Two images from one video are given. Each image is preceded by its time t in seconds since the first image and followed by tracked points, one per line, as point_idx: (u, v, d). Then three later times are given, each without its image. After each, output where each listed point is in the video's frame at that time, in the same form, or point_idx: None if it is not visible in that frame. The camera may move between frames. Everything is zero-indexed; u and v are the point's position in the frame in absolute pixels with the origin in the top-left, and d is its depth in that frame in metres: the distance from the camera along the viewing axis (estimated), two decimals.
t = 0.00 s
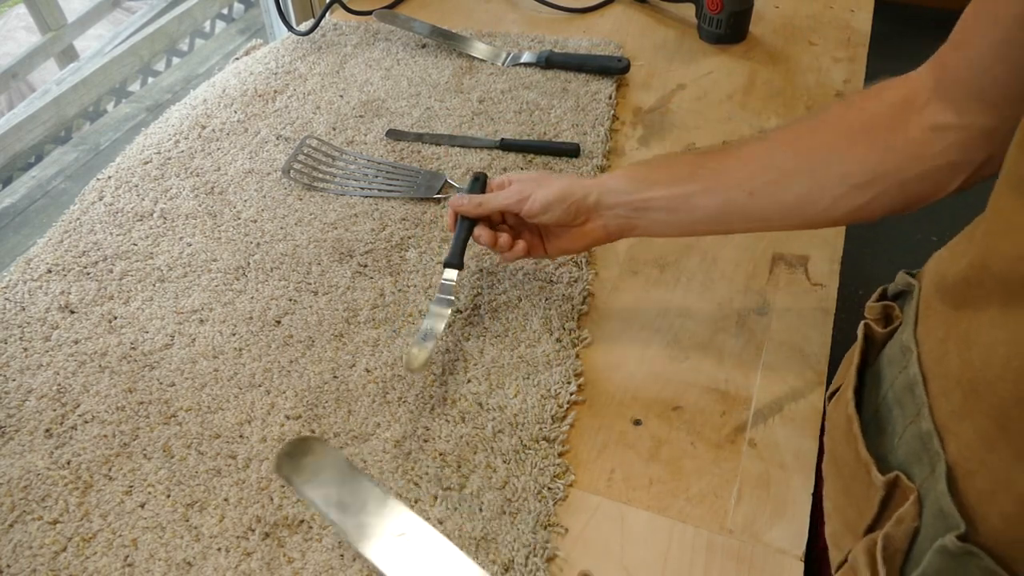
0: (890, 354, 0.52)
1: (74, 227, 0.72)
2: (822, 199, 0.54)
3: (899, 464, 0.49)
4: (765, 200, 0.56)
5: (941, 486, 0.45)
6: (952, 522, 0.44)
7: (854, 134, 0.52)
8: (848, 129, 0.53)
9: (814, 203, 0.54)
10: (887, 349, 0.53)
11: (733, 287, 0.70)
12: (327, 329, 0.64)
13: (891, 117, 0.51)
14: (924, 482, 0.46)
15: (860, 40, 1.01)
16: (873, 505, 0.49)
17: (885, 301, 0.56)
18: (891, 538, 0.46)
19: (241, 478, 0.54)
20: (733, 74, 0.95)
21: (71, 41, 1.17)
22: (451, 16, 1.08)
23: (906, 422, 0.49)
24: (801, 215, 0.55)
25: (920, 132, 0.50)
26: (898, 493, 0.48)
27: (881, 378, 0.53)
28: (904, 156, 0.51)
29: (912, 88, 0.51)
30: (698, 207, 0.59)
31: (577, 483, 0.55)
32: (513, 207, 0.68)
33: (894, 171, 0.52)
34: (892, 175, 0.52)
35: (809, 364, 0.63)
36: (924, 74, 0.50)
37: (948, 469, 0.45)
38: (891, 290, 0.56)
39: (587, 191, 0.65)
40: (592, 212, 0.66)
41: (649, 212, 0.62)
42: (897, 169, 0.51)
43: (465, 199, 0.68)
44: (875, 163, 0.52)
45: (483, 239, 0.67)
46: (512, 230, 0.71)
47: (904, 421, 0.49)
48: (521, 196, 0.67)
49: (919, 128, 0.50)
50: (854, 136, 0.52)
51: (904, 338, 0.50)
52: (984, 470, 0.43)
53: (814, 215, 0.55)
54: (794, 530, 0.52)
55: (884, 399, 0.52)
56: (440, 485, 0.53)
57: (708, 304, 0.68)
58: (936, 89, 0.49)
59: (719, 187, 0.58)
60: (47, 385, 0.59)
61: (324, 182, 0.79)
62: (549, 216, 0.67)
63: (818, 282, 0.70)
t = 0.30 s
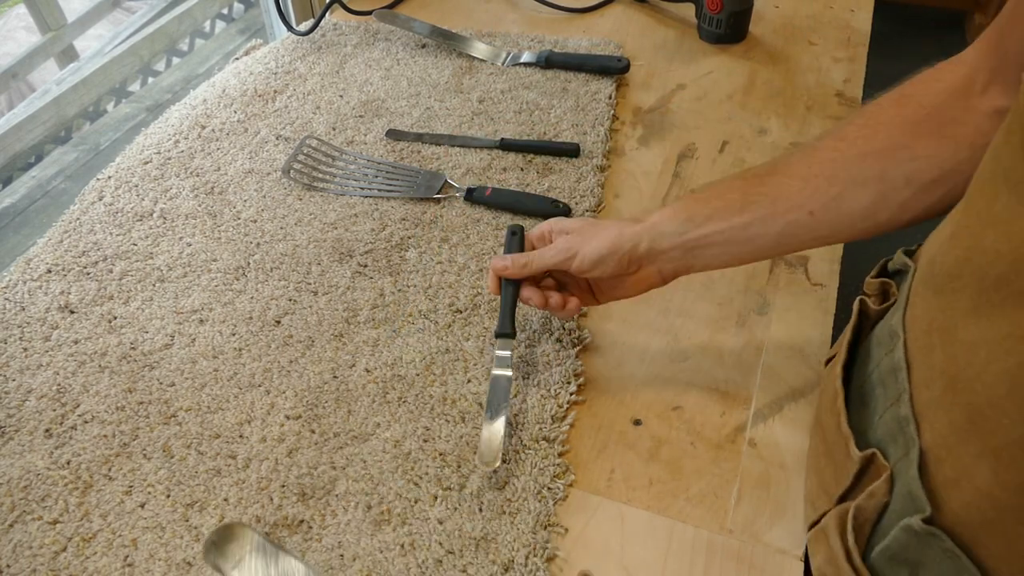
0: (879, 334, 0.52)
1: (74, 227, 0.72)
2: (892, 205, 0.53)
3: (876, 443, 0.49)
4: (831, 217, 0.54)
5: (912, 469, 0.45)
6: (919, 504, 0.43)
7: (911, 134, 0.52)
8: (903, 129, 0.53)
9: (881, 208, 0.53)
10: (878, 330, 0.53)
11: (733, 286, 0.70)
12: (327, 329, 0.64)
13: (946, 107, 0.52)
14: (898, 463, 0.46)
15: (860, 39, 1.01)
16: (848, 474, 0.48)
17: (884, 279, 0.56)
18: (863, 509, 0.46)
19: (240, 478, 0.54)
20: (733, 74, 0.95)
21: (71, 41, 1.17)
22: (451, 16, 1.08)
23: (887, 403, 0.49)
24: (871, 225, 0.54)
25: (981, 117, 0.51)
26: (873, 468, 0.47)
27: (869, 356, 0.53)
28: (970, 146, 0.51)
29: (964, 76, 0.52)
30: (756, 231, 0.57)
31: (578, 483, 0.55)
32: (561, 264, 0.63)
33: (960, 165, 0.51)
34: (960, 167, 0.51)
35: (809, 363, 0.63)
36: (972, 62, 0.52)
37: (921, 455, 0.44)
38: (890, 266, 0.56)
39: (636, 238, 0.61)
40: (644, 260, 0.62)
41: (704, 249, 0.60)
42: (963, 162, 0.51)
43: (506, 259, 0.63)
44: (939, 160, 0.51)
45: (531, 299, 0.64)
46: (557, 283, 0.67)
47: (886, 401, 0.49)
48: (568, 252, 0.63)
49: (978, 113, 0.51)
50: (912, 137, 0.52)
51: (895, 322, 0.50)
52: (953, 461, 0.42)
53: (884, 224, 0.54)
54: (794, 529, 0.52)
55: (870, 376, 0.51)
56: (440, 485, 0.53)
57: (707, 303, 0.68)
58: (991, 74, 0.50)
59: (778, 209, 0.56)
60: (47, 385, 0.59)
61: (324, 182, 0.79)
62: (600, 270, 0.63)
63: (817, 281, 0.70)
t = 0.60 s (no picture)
0: (882, 330, 0.52)
1: (74, 227, 0.72)
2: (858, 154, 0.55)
3: (881, 438, 0.49)
4: (797, 148, 0.57)
5: (915, 462, 0.45)
6: (923, 496, 0.43)
7: (891, 93, 0.55)
8: (887, 87, 0.55)
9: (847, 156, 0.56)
10: (879, 326, 0.53)
11: (733, 287, 0.70)
12: (327, 329, 0.64)
13: (931, 76, 0.54)
14: (902, 457, 0.46)
15: (860, 40, 1.01)
16: (852, 474, 0.48)
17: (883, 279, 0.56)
18: (867, 508, 0.46)
19: (240, 478, 0.54)
20: (733, 74, 0.95)
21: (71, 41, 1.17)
22: (451, 16, 1.08)
23: (890, 398, 0.48)
24: (834, 169, 0.56)
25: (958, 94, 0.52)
26: (878, 465, 0.47)
27: (871, 354, 0.53)
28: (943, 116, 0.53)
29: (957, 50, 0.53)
30: (726, 152, 0.60)
31: (577, 483, 0.55)
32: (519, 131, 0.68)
33: (926, 133, 0.53)
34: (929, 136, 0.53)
35: (809, 364, 0.63)
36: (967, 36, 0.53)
37: (923, 447, 0.44)
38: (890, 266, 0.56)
39: (604, 122, 0.65)
40: (605, 147, 0.67)
41: (670, 154, 0.63)
42: (933, 131, 0.53)
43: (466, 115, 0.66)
44: (910, 123, 0.54)
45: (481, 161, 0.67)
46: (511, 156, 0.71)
47: (889, 397, 0.49)
48: (530, 119, 0.67)
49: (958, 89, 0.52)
50: (892, 95, 0.54)
51: (896, 316, 0.50)
52: (956, 450, 0.42)
53: (847, 171, 0.56)
54: (795, 530, 0.52)
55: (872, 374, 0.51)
56: (440, 485, 0.53)
57: (707, 304, 0.68)
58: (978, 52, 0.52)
59: (750, 132, 0.59)
60: (47, 385, 0.59)
61: (324, 181, 0.79)
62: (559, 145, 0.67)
63: (817, 282, 0.70)
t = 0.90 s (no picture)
0: (883, 341, 0.52)
1: (74, 227, 0.72)
2: (812, 187, 0.55)
3: (892, 450, 0.49)
4: (755, 185, 0.57)
5: (933, 469, 0.45)
6: (945, 504, 0.43)
7: (846, 122, 0.54)
8: (841, 116, 0.54)
9: (802, 189, 0.55)
10: (881, 336, 0.53)
11: (734, 287, 0.69)
12: (327, 329, 0.64)
13: (885, 108, 0.52)
14: (918, 467, 0.46)
15: (860, 40, 1.01)
16: (867, 491, 0.48)
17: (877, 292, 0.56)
18: (887, 522, 0.46)
19: (240, 478, 0.54)
20: (734, 74, 0.95)
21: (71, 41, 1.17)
22: (451, 16, 1.08)
23: (899, 407, 0.48)
24: (790, 204, 0.56)
25: (910, 123, 0.51)
26: (892, 478, 0.47)
27: (874, 364, 0.53)
28: (897, 147, 0.52)
29: (910, 79, 0.51)
30: (685, 189, 0.60)
31: (578, 483, 0.55)
32: (495, 172, 0.70)
33: (883, 161, 0.52)
34: (883, 166, 0.53)
35: (809, 364, 0.63)
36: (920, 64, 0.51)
37: (941, 452, 0.44)
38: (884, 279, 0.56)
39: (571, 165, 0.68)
40: (575, 187, 0.68)
41: (633, 190, 0.64)
42: (888, 159, 0.52)
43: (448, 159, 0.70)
44: (863, 151, 0.53)
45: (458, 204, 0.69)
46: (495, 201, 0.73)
47: (896, 407, 0.49)
48: (505, 162, 0.70)
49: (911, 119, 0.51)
50: (845, 124, 0.54)
51: (898, 325, 0.50)
52: (973, 450, 0.42)
53: (802, 204, 0.56)
54: (795, 530, 0.52)
55: (877, 385, 0.51)
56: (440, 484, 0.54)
57: (708, 304, 0.68)
58: (926, 82, 0.50)
59: (708, 169, 0.59)
60: (47, 385, 0.59)
61: (324, 181, 0.79)
62: (532, 185, 0.69)
63: (818, 282, 0.69)
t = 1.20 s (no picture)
0: (887, 333, 0.52)
1: (74, 227, 0.72)
2: (821, 180, 0.55)
3: (894, 442, 0.49)
4: (762, 177, 0.57)
5: (935, 461, 0.45)
6: (946, 496, 0.43)
7: (854, 115, 0.54)
8: (848, 110, 0.54)
9: (810, 182, 0.55)
10: (884, 328, 0.53)
11: (733, 287, 0.70)
12: (327, 329, 0.64)
13: (895, 100, 0.52)
14: (920, 459, 0.46)
15: (860, 40, 1.01)
16: (867, 483, 0.48)
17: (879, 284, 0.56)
18: (887, 513, 0.46)
19: (240, 478, 0.54)
20: (734, 74, 0.95)
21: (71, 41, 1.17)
22: (451, 16, 1.08)
23: (903, 399, 0.48)
24: (798, 196, 0.56)
25: (920, 117, 0.51)
26: (894, 470, 0.47)
27: (878, 357, 0.53)
28: (907, 141, 0.52)
29: (920, 71, 0.51)
30: (692, 182, 0.60)
31: (577, 483, 0.55)
32: (496, 167, 0.69)
33: (892, 155, 0.52)
34: (892, 159, 0.53)
35: (809, 364, 0.63)
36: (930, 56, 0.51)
37: (943, 445, 0.45)
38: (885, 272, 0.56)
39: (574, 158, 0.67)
40: (578, 181, 0.68)
41: (637, 186, 0.64)
42: (895, 153, 0.52)
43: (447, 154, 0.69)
44: (872, 145, 0.53)
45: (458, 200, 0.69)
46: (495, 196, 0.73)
47: (900, 399, 0.49)
48: (506, 156, 0.69)
49: (921, 112, 0.51)
50: (854, 117, 0.54)
51: (901, 317, 0.50)
52: (976, 445, 0.42)
53: (810, 197, 0.56)
54: (795, 530, 0.52)
55: (881, 376, 0.51)
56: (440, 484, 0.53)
57: (708, 304, 0.68)
58: (937, 74, 0.50)
59: (716, 163, 0.59)
60: (47, 385, 0.59)
61: (324, 182, 0.79)
62: (534, 179, 0.69)
63: (817, 281, 0.70)
